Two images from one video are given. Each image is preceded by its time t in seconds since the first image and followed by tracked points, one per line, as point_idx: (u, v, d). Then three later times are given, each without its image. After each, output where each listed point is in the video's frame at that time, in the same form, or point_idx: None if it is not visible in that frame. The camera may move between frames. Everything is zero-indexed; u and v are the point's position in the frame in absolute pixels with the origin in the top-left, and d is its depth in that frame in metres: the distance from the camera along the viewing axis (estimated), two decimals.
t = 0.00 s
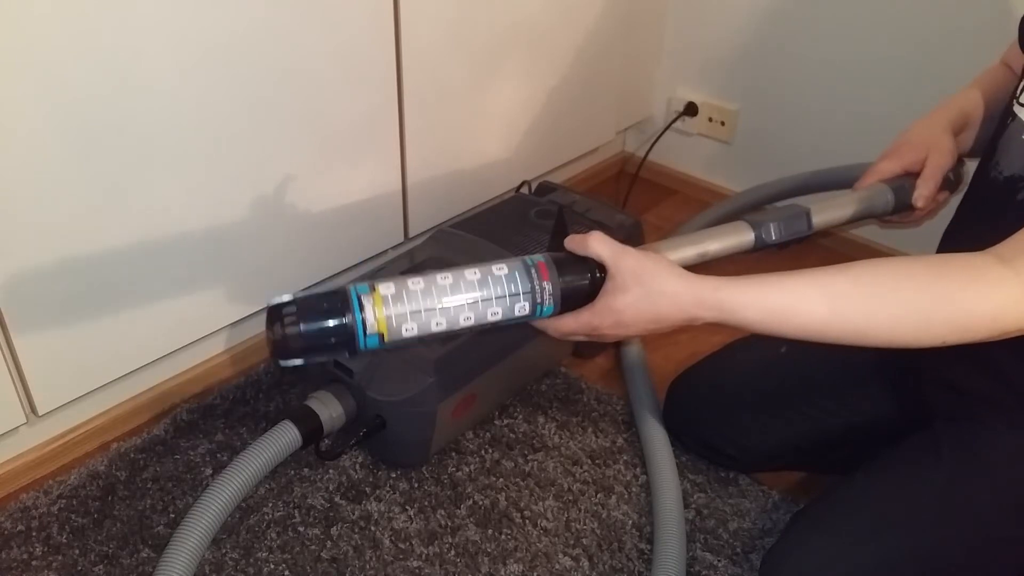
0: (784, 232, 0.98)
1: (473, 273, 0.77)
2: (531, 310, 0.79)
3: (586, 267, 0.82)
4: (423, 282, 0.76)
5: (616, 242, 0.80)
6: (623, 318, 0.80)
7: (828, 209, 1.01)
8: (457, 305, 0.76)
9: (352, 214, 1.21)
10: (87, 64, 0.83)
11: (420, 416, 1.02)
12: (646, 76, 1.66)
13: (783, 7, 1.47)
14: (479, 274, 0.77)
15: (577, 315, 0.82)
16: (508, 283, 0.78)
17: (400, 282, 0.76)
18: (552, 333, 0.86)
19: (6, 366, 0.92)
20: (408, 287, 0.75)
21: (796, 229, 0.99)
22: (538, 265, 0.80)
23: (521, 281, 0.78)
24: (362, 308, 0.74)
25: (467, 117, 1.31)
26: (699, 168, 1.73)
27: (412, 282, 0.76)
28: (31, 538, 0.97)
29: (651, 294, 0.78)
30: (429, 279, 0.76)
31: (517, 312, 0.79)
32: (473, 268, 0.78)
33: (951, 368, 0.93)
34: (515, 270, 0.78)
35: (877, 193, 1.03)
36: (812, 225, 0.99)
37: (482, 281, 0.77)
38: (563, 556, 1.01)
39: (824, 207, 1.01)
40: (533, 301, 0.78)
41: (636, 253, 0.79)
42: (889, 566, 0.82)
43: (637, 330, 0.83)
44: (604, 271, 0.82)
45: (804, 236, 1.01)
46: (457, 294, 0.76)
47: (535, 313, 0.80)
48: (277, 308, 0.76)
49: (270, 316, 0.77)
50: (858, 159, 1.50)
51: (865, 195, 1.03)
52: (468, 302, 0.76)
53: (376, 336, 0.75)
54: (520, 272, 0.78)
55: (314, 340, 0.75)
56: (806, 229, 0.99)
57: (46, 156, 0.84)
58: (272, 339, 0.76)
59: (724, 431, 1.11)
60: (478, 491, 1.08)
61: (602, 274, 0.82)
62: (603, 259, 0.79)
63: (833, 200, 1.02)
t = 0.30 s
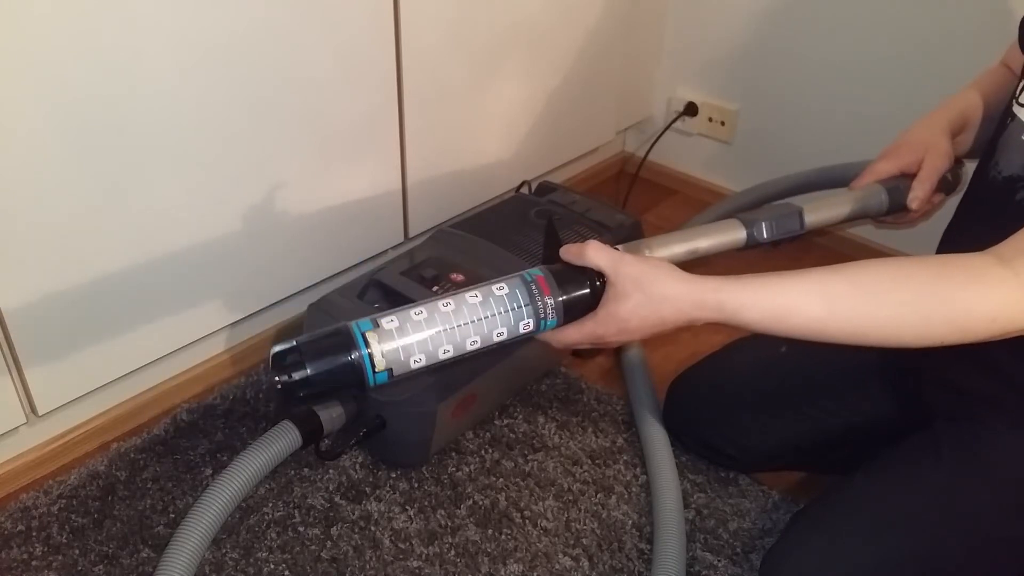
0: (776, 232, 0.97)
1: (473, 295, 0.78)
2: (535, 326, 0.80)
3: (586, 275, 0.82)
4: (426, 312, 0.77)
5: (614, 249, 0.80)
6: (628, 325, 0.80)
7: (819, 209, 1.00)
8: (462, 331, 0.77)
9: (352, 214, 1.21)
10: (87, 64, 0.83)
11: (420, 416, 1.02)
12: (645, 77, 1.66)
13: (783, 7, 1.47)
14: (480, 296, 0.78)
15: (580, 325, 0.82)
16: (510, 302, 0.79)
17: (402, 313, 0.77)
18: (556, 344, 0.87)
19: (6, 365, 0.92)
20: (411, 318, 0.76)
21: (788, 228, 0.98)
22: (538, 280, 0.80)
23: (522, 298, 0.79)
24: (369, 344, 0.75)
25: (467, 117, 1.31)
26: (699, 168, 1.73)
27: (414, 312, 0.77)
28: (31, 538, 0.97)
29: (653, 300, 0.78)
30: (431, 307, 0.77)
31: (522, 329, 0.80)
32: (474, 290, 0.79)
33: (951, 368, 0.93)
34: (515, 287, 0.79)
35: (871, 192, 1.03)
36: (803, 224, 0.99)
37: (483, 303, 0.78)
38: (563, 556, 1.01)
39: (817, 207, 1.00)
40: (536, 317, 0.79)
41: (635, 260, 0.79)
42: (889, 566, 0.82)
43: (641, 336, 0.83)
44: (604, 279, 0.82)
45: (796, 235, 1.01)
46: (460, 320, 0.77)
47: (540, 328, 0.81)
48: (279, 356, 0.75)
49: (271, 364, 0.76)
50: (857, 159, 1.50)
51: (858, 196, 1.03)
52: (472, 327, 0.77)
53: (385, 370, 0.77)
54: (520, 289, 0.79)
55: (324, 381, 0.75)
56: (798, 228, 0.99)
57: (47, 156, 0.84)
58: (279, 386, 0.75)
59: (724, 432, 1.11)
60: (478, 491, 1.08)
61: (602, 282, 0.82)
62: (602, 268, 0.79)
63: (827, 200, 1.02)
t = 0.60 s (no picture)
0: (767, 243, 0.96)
1: (485, 303, 0.76)
2: (547, 330, 0.78)
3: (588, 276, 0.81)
4: (443, 326, 0.74)
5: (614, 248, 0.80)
6: (635, 321, 0.80)
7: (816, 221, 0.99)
8: (481, 342, 0.75)
9: (352, 214, 1.21)
10: (87, 64, 0.83)
11: (420, 416, 1.02)
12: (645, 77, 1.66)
13: (783, 7, 1.47)
14: (492, 305, 0.76)
15: (589, 326, 0.81)
16: (522, 308, 0.77)
17: (418, 328, 0.74)
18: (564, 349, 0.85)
19: (6, 366, 0.92)
20: (429, 333, 0.73)
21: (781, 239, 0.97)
22: (545, 284, 0.79)
23: (533, 303, 0.77)
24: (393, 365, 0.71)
25: (467, 117, 1.31)
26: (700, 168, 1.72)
27: (430, 327, 0.74)
28: (31, 538, 0.97)
29: (659, 294, 0.78)
30: (446, 320, 0.75)
31: (535, 335, 0.78)
32: (484, 300, 0.76)
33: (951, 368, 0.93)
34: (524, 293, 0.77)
35: (874, 206, 1.01)
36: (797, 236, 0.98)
37: (497, 311, 0.76)
38: (563, 556, 1.01)
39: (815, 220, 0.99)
40: (548, 321, 0.77)
41: (638, 256, 0.79)
42: (890, 566, 0.82)
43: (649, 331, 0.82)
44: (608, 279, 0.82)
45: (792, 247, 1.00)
46: (478, 332, 0.74)
47: (551, 332, 0.79)
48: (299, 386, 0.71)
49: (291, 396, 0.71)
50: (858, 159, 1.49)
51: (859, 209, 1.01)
52: (490, 337, 0.75)
53: (410, 390, 0.73)
54: (529, 295, 0.78)
55: (349, 409, 0.70)
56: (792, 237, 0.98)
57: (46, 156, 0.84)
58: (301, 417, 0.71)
59: (724, 431, 1.11)
60: (478, 491, 1.08)
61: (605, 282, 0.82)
62: (605, 267, 0.79)
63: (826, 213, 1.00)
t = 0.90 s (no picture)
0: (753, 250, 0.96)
1: (483, 281, 0.78)
2: (541, 314, 0.79)
3: (590, 270, 0.82)
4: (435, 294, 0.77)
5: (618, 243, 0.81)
6: (630, 317, 0.79)
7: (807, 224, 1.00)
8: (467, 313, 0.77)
9: (352, 215, 1.21)
10: (87, 63, 0.83)
11: (420, 416, 1.02)
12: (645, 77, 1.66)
13: (783, 7, 1.47)
14: (489, 282, 0.78)
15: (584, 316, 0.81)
16: (517, 289, 0.78)
17: (413, 293, 0.77)
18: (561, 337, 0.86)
19: (6, 366, 0.92)
20: (421, 298, 0.76)
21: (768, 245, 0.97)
22: (546, 270, 0.80)
23: (529, 287, 0.79)
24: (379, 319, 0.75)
25: (467, 117, 1.31)
26: (700, 168, 1.72)
27: (424, 292, 0.77)
28: (31, 538, 0.97)
29: (656, 292, 0.78)
30: (441, 289, 0.77)
31: (527, 317, 0.79)
32: (482, 277, 0.78)
33: (951, 368, 0.93)
34: (523, 276, 0.79)
35: (861, 208, 1.02)
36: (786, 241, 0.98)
37: (492, 288, 0.77)
38: (563, 556, 1.01)
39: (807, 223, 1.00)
40: (542, 305, 0.79)
41: (640, 252, 0.79)
42: (890, 565, 0.82)
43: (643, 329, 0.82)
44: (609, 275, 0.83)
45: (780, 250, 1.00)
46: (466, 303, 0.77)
47: (545, 317, 0.80)
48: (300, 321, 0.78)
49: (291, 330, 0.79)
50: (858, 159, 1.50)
51: (848, 211, 1.02)
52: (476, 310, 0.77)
53: (392, 346, 0.77)
54: (528, 278, 0.79)
55: (336, 355, 0.77)
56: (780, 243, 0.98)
57: (47, 156, 0.84)
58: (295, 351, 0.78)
59: (723, 432, 1.11)
60: (478, 491, 1.08)
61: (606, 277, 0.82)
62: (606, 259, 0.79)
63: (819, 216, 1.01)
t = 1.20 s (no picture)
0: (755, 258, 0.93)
1: (490, 274, 0.78)
2: (545, 310, 0.79)
3: (597, 267, 0.81)
4: (442, 285, 0.76)
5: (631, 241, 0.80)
6: (637, 317, 0.80)
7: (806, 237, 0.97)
8: (473, 305, 0.77)
9: (352, 215, 1.21)
10: (87, 63, 0.83)
11: (420, 416, 1.02)
12: (645, 77, 1.66)
13: (783, 7, 1.47)
14: (496, 275, 0.78)
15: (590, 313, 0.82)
16: (523, 284, 0.78)
17: (418, 283, 0.77)
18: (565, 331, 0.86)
19: (6, 366, 0.92)
20: (427, 288, 0.76)
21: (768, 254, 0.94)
22: (554, 267, 0.80)
23: (535, 282, 0.78)
24: (384, 308, 0.75)
25: (467, 118, 1.31)
26: (699, 168, 1.72)
27: (431, 283, 0.77)
28: (31, 538, 0.97)
29: (666, 295, 0.78)
30: (447, 281, 0.77)
31: (532, 313, 0.79)
32: (490, 269, 0.78)
33: (952, 368, 0.93)
34: (529, 271, 0.78)
35: (864, 224, 0.99)
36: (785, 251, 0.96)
37: (498, 282, 0.77)
38: (563, 556, 1.01)
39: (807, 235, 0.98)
40: (547, 302, 0.79)
41: (653, 254, 0.78)
42: (889, 565, 0.82)
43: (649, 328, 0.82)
44: (617, 272, 0.82)
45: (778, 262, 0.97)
46: (472, 294, 0.76)
47: (549, 313, 0.80)
48: (298, 308, 0.76)
49: (289, 316, 0.76)
50: (858, 159, 1.50)
51: (852, 224, 0.99)
52: (482, 303, 0.77)
53: (395, 336, 0.76)
54: (536, 274, 0.79)
55: (337, 340, 0.75)
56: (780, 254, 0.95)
57: (47, 156, 0.84)
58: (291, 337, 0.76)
59: (723, 432, 1.11)
60: (478, 491, 1.08)
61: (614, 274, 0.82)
62: (618, 260, 0.78)
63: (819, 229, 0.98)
